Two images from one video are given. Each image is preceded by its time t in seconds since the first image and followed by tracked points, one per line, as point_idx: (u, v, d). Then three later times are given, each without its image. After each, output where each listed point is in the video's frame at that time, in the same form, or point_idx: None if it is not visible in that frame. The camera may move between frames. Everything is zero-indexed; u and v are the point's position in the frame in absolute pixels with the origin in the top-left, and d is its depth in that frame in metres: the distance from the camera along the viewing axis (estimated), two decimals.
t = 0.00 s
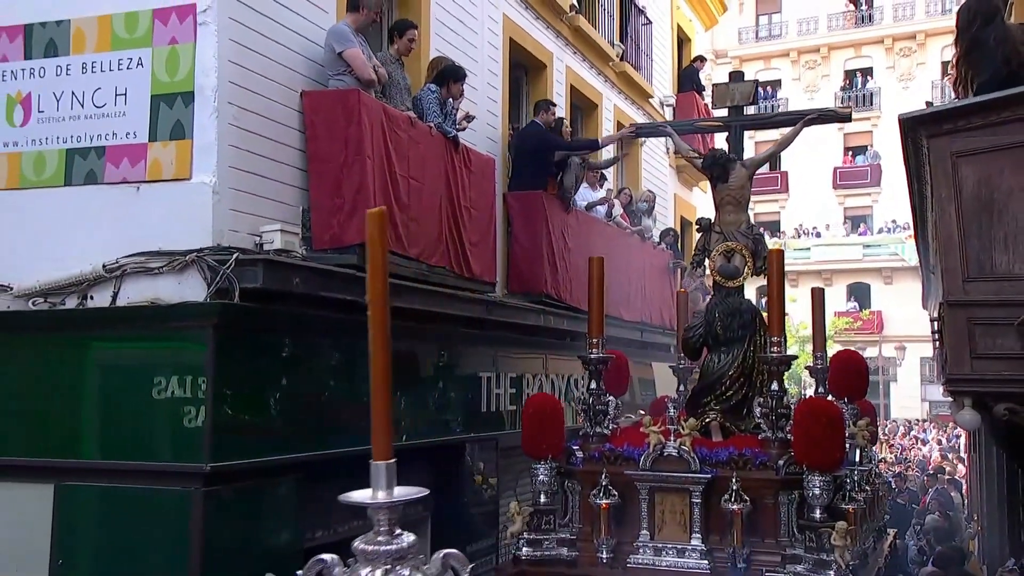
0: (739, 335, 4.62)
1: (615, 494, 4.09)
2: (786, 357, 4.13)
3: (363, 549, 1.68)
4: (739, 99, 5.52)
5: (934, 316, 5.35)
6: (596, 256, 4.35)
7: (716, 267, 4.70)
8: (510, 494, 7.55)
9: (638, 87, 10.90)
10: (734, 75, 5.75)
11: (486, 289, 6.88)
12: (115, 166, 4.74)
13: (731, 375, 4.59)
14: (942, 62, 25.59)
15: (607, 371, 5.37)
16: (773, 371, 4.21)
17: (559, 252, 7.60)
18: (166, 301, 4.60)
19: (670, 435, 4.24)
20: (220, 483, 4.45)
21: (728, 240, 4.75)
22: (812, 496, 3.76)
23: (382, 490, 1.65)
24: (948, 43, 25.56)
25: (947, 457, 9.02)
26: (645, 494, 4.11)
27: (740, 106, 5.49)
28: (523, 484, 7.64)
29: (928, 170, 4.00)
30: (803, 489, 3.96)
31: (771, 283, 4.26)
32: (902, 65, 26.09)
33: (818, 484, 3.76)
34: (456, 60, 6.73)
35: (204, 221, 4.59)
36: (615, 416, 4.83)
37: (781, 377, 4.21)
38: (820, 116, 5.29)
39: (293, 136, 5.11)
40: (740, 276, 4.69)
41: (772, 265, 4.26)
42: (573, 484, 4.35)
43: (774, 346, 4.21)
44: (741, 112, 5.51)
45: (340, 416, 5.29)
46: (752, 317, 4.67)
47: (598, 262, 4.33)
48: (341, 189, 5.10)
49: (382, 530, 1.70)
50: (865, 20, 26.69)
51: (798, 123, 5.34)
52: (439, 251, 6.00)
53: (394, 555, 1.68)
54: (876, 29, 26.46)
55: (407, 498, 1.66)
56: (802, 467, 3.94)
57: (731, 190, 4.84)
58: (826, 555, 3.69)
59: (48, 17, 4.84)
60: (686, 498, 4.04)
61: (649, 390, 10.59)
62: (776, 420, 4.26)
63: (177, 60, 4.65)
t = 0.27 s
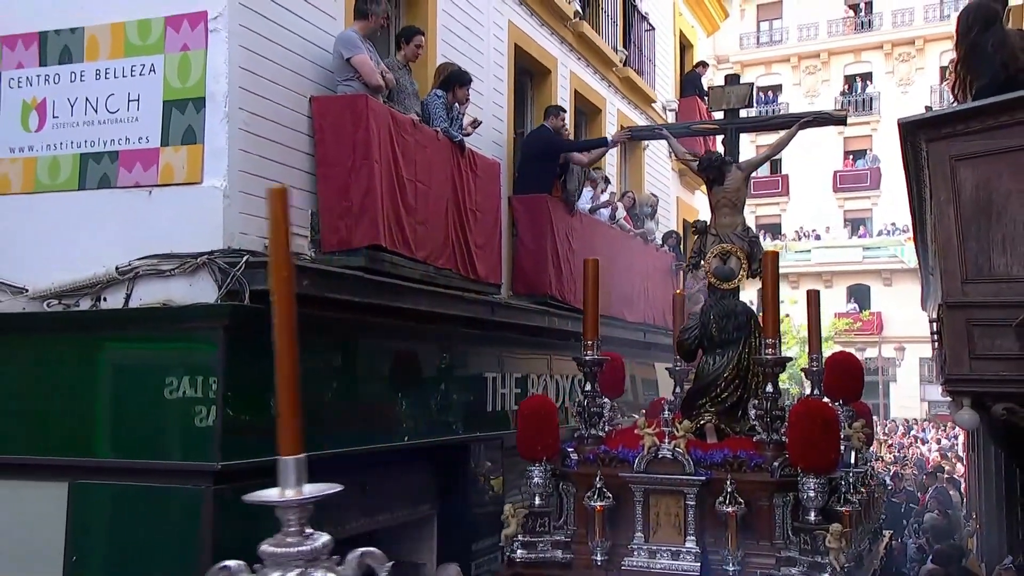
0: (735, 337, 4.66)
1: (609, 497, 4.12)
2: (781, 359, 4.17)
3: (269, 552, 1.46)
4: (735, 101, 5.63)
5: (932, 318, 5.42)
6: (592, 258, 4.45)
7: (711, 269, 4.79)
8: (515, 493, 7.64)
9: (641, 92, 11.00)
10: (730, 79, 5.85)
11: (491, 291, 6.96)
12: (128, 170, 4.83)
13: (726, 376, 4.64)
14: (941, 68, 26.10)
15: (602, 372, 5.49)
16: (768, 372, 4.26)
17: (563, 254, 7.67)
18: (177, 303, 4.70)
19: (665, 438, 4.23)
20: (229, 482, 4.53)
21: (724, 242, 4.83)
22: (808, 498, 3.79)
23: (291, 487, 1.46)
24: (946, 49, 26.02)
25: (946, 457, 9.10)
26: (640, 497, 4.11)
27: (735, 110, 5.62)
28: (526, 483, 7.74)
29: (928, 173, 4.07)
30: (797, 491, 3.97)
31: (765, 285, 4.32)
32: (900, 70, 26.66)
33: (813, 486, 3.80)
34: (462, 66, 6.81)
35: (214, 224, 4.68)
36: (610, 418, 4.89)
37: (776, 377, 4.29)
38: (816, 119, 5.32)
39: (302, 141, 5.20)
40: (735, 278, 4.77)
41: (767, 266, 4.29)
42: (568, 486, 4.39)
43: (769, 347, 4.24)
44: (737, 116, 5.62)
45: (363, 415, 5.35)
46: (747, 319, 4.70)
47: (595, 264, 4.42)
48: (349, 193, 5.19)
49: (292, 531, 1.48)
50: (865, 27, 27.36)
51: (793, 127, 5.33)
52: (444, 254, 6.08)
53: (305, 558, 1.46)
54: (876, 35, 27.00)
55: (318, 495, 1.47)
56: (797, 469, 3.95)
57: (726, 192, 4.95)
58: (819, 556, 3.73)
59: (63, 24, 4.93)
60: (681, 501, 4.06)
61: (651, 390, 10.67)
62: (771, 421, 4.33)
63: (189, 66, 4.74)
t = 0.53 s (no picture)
0: (727, 335, 4.75)
1: (602, 496, 4.19)
2: (773, 358, 4.20)
3: None
4: (729, 101, 5.60)
5: (932, 319, 5.50)
6: (584, 257, 4.43)
7: (704, 268, 4.84)
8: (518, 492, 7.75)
9: (644, 97, 11.08)
10: (723, 78, 5.86)
11: (497, 293, 7.04)
12: (141, 174, 4.92)
13: (719, 375, 4.71)
14: (939, 73, 26.63)
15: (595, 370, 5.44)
16: (761, 371, 4.30)
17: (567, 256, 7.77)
18: (188, 305, 4.79)
19: (658, 436, 4.31)
20: (239, 481, 4.60)
21: (717, 241, 4.86)
22: (800, 496, 3.81)
23: (186, 506, 1.25)
24: (943, 55, 26.72)
25: (946, 456, 9.19)
26: (632, 495, 4.20)
27: (729, 109, 5.59)
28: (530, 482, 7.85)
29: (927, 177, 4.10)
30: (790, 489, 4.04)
31: (758, 283, 4.32)
32: (899, 75, 27.29)
33: (806, 485, 3.82)
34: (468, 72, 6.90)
35: (226, 228, 4.77)
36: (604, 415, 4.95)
37: (769, 375, 4.30)
38: (809, 118, 5.29)
39: (311, 145, 5.31)
40: (728, 276, 4.82)
41: (760, 265, 4.32)
42: (562, 485, 4.48)
43: (762, 347, 4.28)
44: (729, 115, 5.57)
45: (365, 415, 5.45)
46: (740, 318, 4.79)
47: (586, 263, 4.40)
48: (358, 197, 5.28)
49: (186, 556, 1.25)
50: (865, 32, 27.94)
51: (786, 125, 5.32)
52: (451, 257, 6.18)
53: None
54: (875, 42, 27.62)
55: (217, 512, 1.26)
56: (789, 468, 4.02)
57: (720, 191, 4.94)
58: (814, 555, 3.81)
59: (78, 32, 5.03)
60: (674, 499, 4.13)
61: (654, 391, 10.78)
62: (764, 420, 4.34)
63: (200, 73, 4.83)
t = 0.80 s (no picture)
0: (725, 337, 4.85)
1: (600, 497, 4.27)
2: (771, 359, 4.30)
3: None
4: (727, 103, 5.69)
5: (931, 321, 5.60)
6: (582, 259, 4.55)
7: (701, 269, 4.95)
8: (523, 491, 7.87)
9: (648, 104, 11.19)
10: (722, 81, 5.92)
11: (503, 297, 7.14)
12: (156, 180, 5.04)
13: (718, 376, 4.80)
14: (937, 80, 27.49)
15: (594, 373, 5.48)
16: (760, 372, 4.39)
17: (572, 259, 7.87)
18: (202, 308, 4.87)
19: (656, 438, 4.35)
20: (252, 479, 4.72)
21: (716, 242, 4.96)
22: (799, 497, 3.91)
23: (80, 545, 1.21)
24: (942, 62, 27.35)
25: (945, 455, 9.34)
26: (631, 497, 4.29)
27: (728, 112, 5.67)
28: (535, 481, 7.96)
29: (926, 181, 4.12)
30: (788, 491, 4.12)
31: (757, 286, 4.43)
32: (898, 82, 28.01)
33: (805, 486, 3.92)
34: (475, 78, 7.02)
35: (239, 232, 4.88)
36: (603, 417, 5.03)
37: (767, 377, 4.39)
38: (807, 121, 5.36)
39: (321, 151, 5.42)
40: (727, 278, 4.91)
41: (758, 265, 4.42)
42: (560, 487, 4.55)
43: (761, 349, 4.37)
44: (728, 118, 5.66)
45: (370, 417, 5.59)
46: (739, 320, 4.89)
47: (585, 265, 4.53)
48: (367, 201, 5.39)
49: None
50: (865, 40, 28.38)
51: (785, 129, 5.40)
52: (458, 260, 6.29)
53: None
54: (876, 48, 28.21)
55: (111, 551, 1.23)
56: (787, 470, 4.10)
57: (718, 193, 5.07)
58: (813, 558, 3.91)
59: (94, 41, 5.14)
60: (672, 501, 4.22)
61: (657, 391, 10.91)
62: (762, 421, 4.41)
63: (214, 80, 4.94)
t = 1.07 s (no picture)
0: (729, 337, 4.91)
1: (602, 498, 4.33)
2: (774, 359, 4.34)
3: None
4: (732, 105, 5.59)
5: (928, 321, 5.72)
6: (585, 260, 4.62)
7: (705, 269, 4.99)
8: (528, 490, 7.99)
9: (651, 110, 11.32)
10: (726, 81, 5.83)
11: (509, 299, 7.26)
12: (169, 186, 5.16)
13: (721, 377, 4.86)
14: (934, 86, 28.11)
15: (598, 374, 5.59)
16: (763, 373, 4.42)
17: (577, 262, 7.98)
18: (214, 310, 5.00)
19: (658, 439, 4.43)
20: (263, 478, 4.84)
21: (720, 243, 4.99)
22: (803, 499, 3.91)
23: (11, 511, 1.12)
24: (940, 69, 27.94)
25: (944, 455, 9.49)
26: (633, 498, 4.35)
27: (732, 113, 5.59)
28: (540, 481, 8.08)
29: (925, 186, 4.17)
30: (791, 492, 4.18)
31: (758, 288, 4.40)
32: (896, 88, 28.57)
33: (808, 488, 3.92)
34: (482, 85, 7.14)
35: (250, 235, 4.99)
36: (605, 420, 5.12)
37: (770, 377, 4.43)
38: (810, 122, 5.34)
39: (330, 157, 5.54)
40: (730, 278, 4.97)
41: (760, 265, 4.43)
42: (563, 488, 4.64)
43: (763, 348, 4.39)
44: (732, 119, 5.63)
45: (379, 416, 5.71)
46: (742, 320, 4.95)
47: (587, 266, 4.61)
48: (375, 206, 5.51)
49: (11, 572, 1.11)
50: (863, 47, 29.22)
51: (788, 129, 5.38)
52: (465, 263, 6.40)
53: None
54: (875, 55, 28.83)
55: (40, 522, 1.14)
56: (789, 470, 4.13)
57: (722, 193, 5.10)
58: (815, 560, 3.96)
59: (110, 50, 5.27)
60: (674, 503, 4.27)
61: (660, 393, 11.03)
62: (765, 422, 4.44)
63: (226, 88, 5.05)
